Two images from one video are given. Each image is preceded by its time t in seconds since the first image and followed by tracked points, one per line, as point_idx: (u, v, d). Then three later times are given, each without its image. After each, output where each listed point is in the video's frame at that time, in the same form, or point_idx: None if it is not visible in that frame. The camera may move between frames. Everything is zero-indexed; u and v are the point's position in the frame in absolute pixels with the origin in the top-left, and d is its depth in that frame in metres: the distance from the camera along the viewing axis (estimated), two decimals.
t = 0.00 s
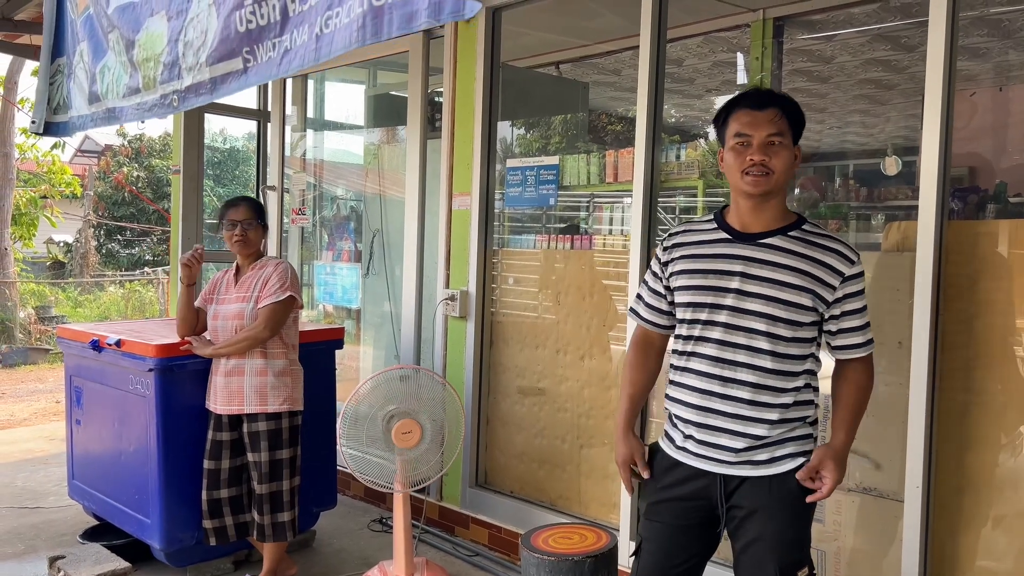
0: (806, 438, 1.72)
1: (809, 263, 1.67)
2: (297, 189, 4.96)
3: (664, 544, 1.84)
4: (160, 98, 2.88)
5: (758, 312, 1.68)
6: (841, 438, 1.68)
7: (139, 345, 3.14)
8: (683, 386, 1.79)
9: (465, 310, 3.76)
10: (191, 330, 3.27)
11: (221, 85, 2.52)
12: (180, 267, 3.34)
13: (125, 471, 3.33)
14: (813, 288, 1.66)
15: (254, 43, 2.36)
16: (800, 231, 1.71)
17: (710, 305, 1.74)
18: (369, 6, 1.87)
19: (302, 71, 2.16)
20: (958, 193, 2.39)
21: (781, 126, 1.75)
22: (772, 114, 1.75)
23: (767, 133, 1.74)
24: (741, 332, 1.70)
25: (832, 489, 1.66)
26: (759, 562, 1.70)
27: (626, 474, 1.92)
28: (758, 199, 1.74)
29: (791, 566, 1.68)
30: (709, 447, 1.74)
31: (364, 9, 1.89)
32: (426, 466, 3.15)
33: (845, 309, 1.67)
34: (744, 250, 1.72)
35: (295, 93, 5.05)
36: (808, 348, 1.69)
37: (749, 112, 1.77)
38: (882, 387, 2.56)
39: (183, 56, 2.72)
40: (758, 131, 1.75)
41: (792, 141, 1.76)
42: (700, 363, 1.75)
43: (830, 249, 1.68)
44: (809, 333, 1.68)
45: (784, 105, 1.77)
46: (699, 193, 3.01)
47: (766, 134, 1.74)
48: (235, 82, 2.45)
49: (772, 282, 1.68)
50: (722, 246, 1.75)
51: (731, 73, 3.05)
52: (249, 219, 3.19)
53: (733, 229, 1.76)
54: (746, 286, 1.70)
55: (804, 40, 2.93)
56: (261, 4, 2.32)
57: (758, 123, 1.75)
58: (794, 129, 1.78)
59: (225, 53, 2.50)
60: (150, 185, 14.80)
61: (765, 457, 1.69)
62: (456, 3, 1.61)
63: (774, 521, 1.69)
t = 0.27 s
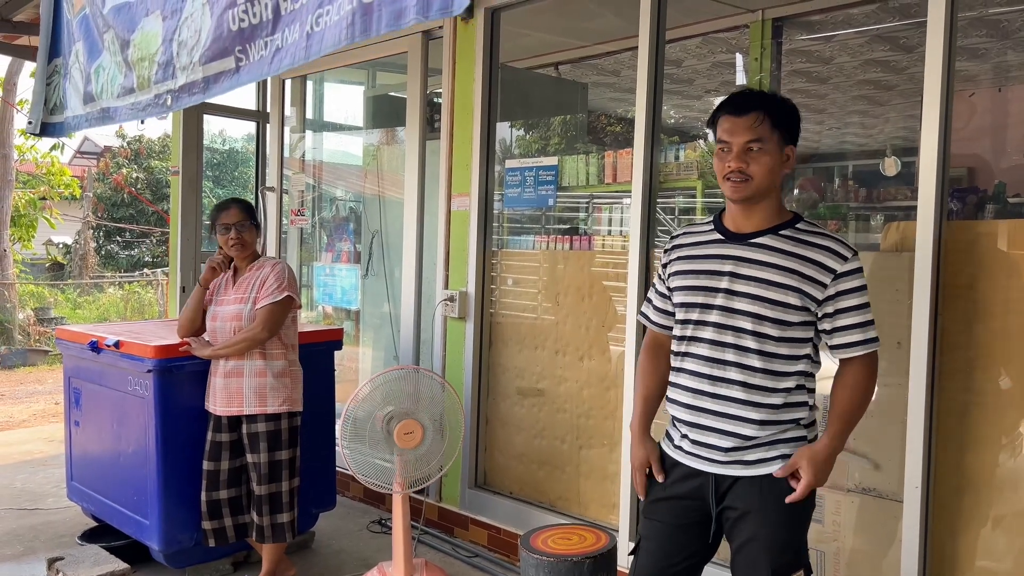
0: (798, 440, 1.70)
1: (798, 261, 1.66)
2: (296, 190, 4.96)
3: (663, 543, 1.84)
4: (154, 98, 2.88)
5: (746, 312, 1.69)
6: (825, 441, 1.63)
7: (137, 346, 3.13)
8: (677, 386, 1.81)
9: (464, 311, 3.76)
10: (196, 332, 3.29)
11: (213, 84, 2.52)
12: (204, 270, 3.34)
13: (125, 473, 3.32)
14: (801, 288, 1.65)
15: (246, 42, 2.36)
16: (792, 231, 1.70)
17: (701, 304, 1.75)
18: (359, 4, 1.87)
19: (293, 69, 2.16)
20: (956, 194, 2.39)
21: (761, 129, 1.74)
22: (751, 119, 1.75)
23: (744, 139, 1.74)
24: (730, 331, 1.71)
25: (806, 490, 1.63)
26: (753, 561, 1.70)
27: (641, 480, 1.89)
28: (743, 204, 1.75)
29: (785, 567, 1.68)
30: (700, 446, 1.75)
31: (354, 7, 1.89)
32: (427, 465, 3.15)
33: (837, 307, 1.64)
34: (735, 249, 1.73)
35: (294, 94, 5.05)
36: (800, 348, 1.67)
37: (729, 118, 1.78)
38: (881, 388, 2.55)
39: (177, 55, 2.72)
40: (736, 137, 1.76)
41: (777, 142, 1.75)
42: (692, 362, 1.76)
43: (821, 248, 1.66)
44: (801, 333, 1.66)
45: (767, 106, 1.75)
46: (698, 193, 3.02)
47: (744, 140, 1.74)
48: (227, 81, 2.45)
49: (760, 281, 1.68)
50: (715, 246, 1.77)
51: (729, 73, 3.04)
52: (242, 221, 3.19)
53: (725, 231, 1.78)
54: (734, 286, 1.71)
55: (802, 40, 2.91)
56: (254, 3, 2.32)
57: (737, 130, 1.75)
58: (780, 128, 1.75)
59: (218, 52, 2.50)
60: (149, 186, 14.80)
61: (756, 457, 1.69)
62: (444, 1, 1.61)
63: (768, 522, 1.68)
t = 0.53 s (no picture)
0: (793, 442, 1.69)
1: (794, 263, 1.65)
2: (294, 192, 4.96)
3: (661, 543, 1.85)
4: (151, 99, 2.88)
5: (741, 312, 1.69)
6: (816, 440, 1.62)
7: (136, 348, 3.13)
8: (676, 385, 1.82)
9: (463, 312, 3.76)
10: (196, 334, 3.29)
11: (210, 84, 2.52)
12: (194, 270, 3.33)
13: (124, 475, 3.32)
14: (796, 289, 1.64)
15: (243, 42, 2.36)
16: (790, 231, 1.70)
17: (699, 304, 1.77)
18: (359, 5, 1.87)
19: (291, 69, 2.16)
20: (955, 194, 2.39)
21: (752, 132, 1.74)
22: (742, 121, 1.75)
23: (735, 143, 1.75)
24: (725, 331, 1.71)
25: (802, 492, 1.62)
26: (749, 563, 1.70)
27: (638, 474, 1.94)
28: (739, 207, 1.76)
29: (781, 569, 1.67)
30: (695, 444, 1.77)
31: (353, 7, 1.89)
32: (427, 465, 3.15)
33: (834, 310, 1.63)
34: (732, 250, 1.74)
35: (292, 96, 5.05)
36: (796, 351, 1.66)
37: (722, 122, 1.79)
38: (881, 389, 2.55)
39: (174, 56, 2.72)
40: (728, 141, 1.77)
41: (771, 143, 1.74)
42: (690, 362, 1.78)
43: (818, 249, 1.65)
44: (797, 334, 1.66)
45: (758, 108, 1.75)
46: (698, 194, 3.01)
47: (734, 144, 1.75)
48: (224, 82, 2.45)
49: (754, 281, 1.68)
50: (715, 246, 1.78)
51: (728, 74, 3.01)
52: (226, 227, 3.17)
53: (725, 231, 1.78)
54: (730, 286, 1.72)
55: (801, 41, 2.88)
56: (251, 3, 2.32)
57: (728, 133, 1.76)
58: (774, 129, 1.75)
59: (215, 53, 2.50)
60: (147, 188, 14.80)
61: (752, 458, 1.70)
62: (446, 2, 1.62)
63: (762, 524, 1.68)
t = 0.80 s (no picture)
0: (791, 445, 1.69)
1: (792, 266, 1.65)
2: (292, 194, 4.96)
3: (659, 544, 1.85)
4: (149, 101, 2.87)
5: (738, 315, 1.69)
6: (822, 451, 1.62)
7: (134, 350, 3.12)
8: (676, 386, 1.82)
9: (461, 314, 3.75)
10: (192, 336, 3.29)
11: (208, 87, 2.52)
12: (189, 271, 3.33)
13: (121, 478, 3.31)
14: (792, 292, 1.64)
15: (242, 45, 2.36)
16: (789, 234, 1.69)
17: (696, 306, 1.77)
18: (361, 8, 1.86)
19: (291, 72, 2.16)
20: (953, 196, 2.40)
21: (747, 134, 1.74)
22: (737, 124, 1.75)
23: (730, 145, 1.75)
24: (722, 334, 1.71)
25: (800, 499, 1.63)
26: (747, 565, 1.70)
27: (639, 475, 1.94)
28: (736, 209, 1.76)
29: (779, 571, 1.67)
30: (693, 445, 1.77)
31: (356, 11, 1.88)
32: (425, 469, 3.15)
33: (831, 314, 1.62)
34: (729, 252, 1.74)
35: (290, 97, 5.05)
36: (793, 353, 1.66)
37: (717, 125, 1.79)
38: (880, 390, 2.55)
39: (172, 58, 2.71)
40: (723, 143, 1.77)
41: (767, 144, 1.74)
42: (688, 363, 1.78)
43: (816, 252, 1.65)
44: (794, 338, 1.65)
45: (753, 110, 1.76)
46: (696, 196, 3.00)
47: (730, 146, 1.75)
48: (222, 84, 2.45)
49: (752, 284, 1.68)
50: (713, 248, 1.78)
51: (726, 76, 3.01)
52: (221, 231, 3.16)
53: (724, 234, 1.78)
54: (728, 289, 1.72)
55: (798, 43, 2.88)
56: (249, 5, 2.32)
57: (724, 136, 1.77)
58: (769, 131, 1.75)
59: (213, 55, 2.50)
60: (145, 190, 14.79)
61: (751, 459, 1.69)
62: (455, 7, 1.60)
63: (760, 525, 1.68)
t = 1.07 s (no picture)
0: (789, 449, 1.68)
1: (789, 270, 1.64)
2: (290, 196, 4.95)
3: (656, 548, 1.84)
4: (145, 105, 2.86)
5: (735, 319, 1.69)
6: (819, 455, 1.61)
7: (130, 353, 3.11)
8: (674, 391, 1.82)
9: (459, 317, 3.75)
10: (189, 339, 3.28)
11: (207, 91, 2.51)
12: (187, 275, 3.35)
13: (118, 481, 3.30)
14: (789, 296, 1.63)
15: (241, 49, 2.35)
16: (786, 238, 1.69)
17: (694, 309, 1.76)
18: (363, 13, 1.86)
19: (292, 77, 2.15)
20: (950, 198, 2.39)
21: (742, 138, 1.74)
22: (732, 129, 1.75)
23: (726, 150, 1.75)
24: (720, 338, 1.71)
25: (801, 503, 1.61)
26: (744, 569, 1.69)
27: (636, 479, 1.93)
28: (733, 214, 1.76)
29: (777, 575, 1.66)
30: (690, 449, 1.77)
31: (358, 16, 1.87)
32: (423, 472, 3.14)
33: (828, 318, 1.62)
34: (727, 256, 1.74)
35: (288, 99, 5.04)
36: (790, 358, 1.65)
37: (713, 130, 1.79)
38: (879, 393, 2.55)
39: (168, 62, 2.71)
40: (719, 148, 1.76)
41: (762, 148, 1.73)
42: (685, 367, 1.77)
43: (813, 256, 1.64)
44: (792, 342, 1.65)
45: (748, 114, 1.75)
46: (693, 198, 3.00)
47: (725, 151, 1.75)
48: (220, 89, 2.44)
49: (749, 288, 1.68)
50: (710, 251, 1.77)
51: (724, 78, 3.00)
52: (219, 234, 3.15)
53: (721, 238, 1.78)
54: (725, 293, 1.71)
55: (796, 45, 2.85)
56: (247, 9, 2.31)
57: (719, 140, 1.76)
58: (765, 135, 1.74)
59: (211, 59, 2.49)
60: (143, 192, 14.78)
61: (749, 463, 1.69)
62: (455, 12, 1.60)
63: (757, 530, 1.67)
